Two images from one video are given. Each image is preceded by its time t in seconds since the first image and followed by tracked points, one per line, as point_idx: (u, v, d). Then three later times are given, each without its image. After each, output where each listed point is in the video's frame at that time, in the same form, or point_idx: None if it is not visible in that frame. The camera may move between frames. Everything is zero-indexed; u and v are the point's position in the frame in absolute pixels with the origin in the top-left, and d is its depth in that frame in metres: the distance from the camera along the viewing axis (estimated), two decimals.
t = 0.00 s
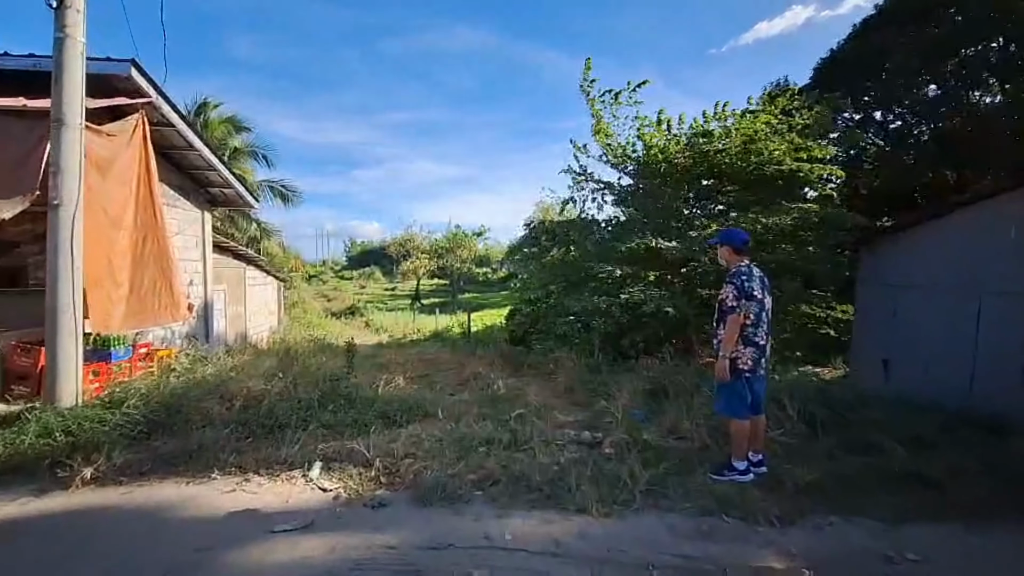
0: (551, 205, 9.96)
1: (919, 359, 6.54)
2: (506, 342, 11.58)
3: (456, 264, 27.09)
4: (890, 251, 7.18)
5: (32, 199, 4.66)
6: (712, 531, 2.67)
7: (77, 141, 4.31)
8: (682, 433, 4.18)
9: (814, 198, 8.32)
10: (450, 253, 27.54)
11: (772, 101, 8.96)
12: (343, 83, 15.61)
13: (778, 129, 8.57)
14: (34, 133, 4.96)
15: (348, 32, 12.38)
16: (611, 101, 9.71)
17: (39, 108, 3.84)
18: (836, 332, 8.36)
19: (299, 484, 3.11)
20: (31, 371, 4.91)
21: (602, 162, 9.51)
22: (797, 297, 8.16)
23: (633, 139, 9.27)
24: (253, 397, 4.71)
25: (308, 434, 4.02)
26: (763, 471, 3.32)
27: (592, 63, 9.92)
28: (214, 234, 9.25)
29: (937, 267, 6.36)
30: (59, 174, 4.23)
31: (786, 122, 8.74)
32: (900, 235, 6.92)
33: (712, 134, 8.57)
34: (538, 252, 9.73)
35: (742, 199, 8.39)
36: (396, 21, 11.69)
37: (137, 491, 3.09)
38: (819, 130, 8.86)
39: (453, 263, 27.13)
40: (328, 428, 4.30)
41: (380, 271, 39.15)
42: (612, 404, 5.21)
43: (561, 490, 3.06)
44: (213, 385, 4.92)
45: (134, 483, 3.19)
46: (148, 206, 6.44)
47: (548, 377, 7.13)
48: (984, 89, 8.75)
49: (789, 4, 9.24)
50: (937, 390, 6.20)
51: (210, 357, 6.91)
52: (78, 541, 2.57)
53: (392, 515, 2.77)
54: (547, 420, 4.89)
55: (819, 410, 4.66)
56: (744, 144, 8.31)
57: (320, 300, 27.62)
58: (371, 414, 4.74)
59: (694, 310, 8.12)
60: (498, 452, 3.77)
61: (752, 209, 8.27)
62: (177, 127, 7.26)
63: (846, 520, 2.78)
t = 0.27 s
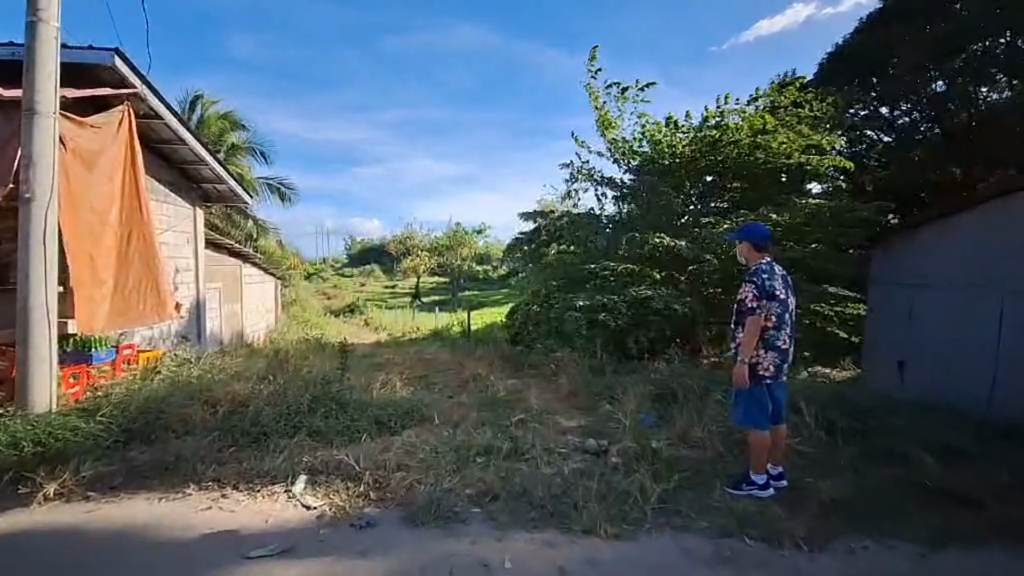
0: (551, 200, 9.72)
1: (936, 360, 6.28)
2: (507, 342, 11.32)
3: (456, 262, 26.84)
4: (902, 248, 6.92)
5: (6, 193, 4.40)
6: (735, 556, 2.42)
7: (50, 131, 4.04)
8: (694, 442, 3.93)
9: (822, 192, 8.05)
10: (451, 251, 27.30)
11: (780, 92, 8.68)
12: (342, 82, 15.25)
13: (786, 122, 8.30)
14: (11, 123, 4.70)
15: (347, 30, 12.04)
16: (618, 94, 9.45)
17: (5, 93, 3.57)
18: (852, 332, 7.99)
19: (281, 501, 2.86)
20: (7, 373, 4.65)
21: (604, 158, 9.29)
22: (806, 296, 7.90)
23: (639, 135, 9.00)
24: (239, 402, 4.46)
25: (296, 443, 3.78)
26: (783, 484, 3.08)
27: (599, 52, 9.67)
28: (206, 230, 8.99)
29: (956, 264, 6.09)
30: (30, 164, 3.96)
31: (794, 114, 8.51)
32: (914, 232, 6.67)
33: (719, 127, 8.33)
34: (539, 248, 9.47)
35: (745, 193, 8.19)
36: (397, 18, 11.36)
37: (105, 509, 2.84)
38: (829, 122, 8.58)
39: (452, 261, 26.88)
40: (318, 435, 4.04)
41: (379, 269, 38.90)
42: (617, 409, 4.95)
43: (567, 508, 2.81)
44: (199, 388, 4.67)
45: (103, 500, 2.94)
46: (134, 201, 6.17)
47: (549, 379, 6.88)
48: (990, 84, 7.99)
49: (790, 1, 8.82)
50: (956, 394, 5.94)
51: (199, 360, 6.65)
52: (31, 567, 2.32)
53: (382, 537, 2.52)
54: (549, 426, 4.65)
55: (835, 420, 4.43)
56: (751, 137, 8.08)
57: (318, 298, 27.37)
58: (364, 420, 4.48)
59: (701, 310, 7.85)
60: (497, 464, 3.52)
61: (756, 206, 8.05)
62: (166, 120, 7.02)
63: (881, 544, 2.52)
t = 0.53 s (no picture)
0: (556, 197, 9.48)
1: (959, 361, 6.00)
2: (511, 341, 11.10)
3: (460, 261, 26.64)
4: (922, 243, 6.65)
5: None
6: None
7: (28, 121, 3.84)
8: (711, 449, 3.68)
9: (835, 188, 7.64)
10: (455, 250, 27.10)
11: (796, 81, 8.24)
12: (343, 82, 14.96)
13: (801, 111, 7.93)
14: None
15: (347, 28, 11.74)
16: (626, 87, 9.14)
17: None
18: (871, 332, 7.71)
19: (265, 518, 2.63)
20: None
21: (608, 153, 9.03)
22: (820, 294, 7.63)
23: (652, 129, 8.73)
24: (230, 406, 4.24)
25: (287, 452, 3.55)
26: (809, 498, 2.84)
27: (600, 46, 9.41)
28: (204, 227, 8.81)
29: (981, 260, 5.81)
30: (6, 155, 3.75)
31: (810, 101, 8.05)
32: (936, 227, 6.38)
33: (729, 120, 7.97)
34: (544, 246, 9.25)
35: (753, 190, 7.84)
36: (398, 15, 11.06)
37: (75, 525, 2.63)
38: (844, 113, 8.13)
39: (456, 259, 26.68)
40: (311, 442, 3.82)
41: (384, 267, 38.75)
42: (627, 412, 4.71)
43: (576, 525, 2.58)
44: (189, 392, 4.46)
45: (75, 514, 2.72)
46: (124, 196, 5.96)
47: (555, 381, 6.66)
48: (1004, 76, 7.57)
49: None
50: (981, 396, 5.66)
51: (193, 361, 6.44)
52: None
53: (374, 560, 2.29)
54: (555, 432, 4.42)
55: (859, 425, 4.17)
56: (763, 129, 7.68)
57: (322, 296, 27.23)
58: (361, 424, 4.26)
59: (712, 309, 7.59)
60: (499, 474, 3.29)
61: (769, 202, 7.68)
62: (159, 114, 6.83)
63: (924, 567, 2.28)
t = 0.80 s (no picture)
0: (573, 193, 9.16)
1: (1006, 368, 5.60)
2: (527, 342, 10.86)
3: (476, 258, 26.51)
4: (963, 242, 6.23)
5: None
6: None
7: (22, 116, 3.69)
8: (743, 466, 3.39)
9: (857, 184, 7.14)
10: (471, 248, 26.94)
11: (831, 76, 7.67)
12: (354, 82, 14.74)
13: (835, 103, 7.39)
14: None
15: (356, 26, 11.46)
16: (644, 79, 8.82)
17: None
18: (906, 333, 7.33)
19: (258, 545, 2.41)
20: None
21: (623, 148, 8.73)
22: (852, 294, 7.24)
23: (672, 124, 8.49)
24: (232, 415, 4.06)
25: (288, 466, 3.34)
26: (859, 528, 2.54)
27: (613, 36, 9.03)
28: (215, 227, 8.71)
29: None
30: None
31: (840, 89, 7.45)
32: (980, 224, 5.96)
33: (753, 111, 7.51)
34: (561, 245, 8.97)
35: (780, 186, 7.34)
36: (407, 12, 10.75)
37: (57, 551, 2.44)
38: (874, 106, 7.42)
39: (472, 257, 26.55)
40: (314, 454, 3.60)
41: (400, 265, 38.79)
42: (650, 422, 4.43)
43: (598, 557, 2.33)
44: (191, 399, 4.29)
45: (58, 537, 2.54)
46: (132, 196, 5.79)
47: (572, 386, 6.40)
48: None
49: None
50: None
51: (201, 364, 6.30)
52: None
53: None
54: (574, 443, 4.17)
55: (904, 440, 3.84)
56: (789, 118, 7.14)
57: (339, 295, 27.29)
58: (367, 435, 4.04)
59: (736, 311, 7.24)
60: (513, 493, 3.05)
61: (799, 197, 7.25)
62: (169, 111, 6.70)
63: None
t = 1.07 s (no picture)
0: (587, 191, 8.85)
1: None
2: (541, 341, 10.62)
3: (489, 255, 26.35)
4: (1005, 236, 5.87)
5: None
6: None
7: (16, 107, 3.53)
8: (778, 480, 3.13)
9: (876, 181, 6.70)
10: (484, 245, 26.81)
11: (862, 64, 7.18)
12: (370, 80, 14.68)
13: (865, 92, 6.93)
14: None
15: (376, 24, 11.46)
16: (662, 72, 8.38)
17: None
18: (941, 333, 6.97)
19: (251, 567, 2.21)
20: None
21: (640, 143, 8.41)
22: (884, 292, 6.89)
23: (688, 115, 8.16)
24: (233, 418, 3.87)
25: (289, 476, 3.14)
26: (918, 553, 2.28)
27: (628, 30, 8.42)
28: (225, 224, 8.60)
29: None
30: None
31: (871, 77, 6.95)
32: None
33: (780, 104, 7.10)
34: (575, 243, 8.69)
35: (803, 177, 6.93)
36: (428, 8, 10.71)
37: (38, 570, 2.26)
38: (905, 99, 6.86)
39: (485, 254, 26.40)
40: (318, 461, 3.41)
41: (414, 263, 38.75)
42: (673, 429, 4.18)
43: None
44: (192, 401, 4.12)
45: (39, 554, 2.36)
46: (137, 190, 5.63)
47: (589, 388, 6.16)
48: None
49: None
50: None
51: (208, 363, 6.16)
52: None
53: None
54: (592, 450, 3.93)
55: (953, 453, 3.55)
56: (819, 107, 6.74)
57: (352, 292, 27.27)
58: (374, 440, 3.84)
59: (760, 311, 6.94)
60: (528, 508, 2.82)
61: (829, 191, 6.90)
62: (177, 105, 6.57)
63: None
